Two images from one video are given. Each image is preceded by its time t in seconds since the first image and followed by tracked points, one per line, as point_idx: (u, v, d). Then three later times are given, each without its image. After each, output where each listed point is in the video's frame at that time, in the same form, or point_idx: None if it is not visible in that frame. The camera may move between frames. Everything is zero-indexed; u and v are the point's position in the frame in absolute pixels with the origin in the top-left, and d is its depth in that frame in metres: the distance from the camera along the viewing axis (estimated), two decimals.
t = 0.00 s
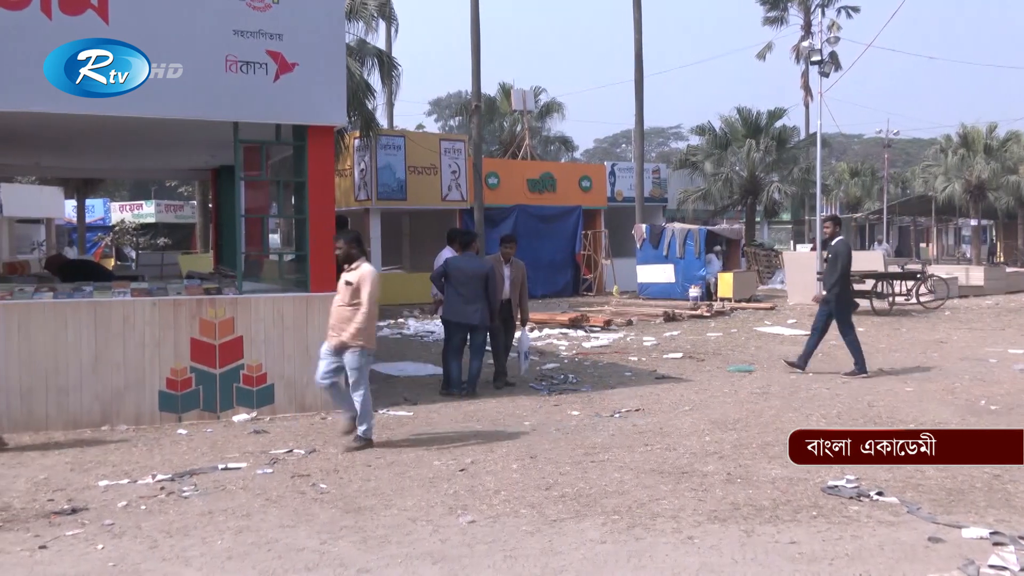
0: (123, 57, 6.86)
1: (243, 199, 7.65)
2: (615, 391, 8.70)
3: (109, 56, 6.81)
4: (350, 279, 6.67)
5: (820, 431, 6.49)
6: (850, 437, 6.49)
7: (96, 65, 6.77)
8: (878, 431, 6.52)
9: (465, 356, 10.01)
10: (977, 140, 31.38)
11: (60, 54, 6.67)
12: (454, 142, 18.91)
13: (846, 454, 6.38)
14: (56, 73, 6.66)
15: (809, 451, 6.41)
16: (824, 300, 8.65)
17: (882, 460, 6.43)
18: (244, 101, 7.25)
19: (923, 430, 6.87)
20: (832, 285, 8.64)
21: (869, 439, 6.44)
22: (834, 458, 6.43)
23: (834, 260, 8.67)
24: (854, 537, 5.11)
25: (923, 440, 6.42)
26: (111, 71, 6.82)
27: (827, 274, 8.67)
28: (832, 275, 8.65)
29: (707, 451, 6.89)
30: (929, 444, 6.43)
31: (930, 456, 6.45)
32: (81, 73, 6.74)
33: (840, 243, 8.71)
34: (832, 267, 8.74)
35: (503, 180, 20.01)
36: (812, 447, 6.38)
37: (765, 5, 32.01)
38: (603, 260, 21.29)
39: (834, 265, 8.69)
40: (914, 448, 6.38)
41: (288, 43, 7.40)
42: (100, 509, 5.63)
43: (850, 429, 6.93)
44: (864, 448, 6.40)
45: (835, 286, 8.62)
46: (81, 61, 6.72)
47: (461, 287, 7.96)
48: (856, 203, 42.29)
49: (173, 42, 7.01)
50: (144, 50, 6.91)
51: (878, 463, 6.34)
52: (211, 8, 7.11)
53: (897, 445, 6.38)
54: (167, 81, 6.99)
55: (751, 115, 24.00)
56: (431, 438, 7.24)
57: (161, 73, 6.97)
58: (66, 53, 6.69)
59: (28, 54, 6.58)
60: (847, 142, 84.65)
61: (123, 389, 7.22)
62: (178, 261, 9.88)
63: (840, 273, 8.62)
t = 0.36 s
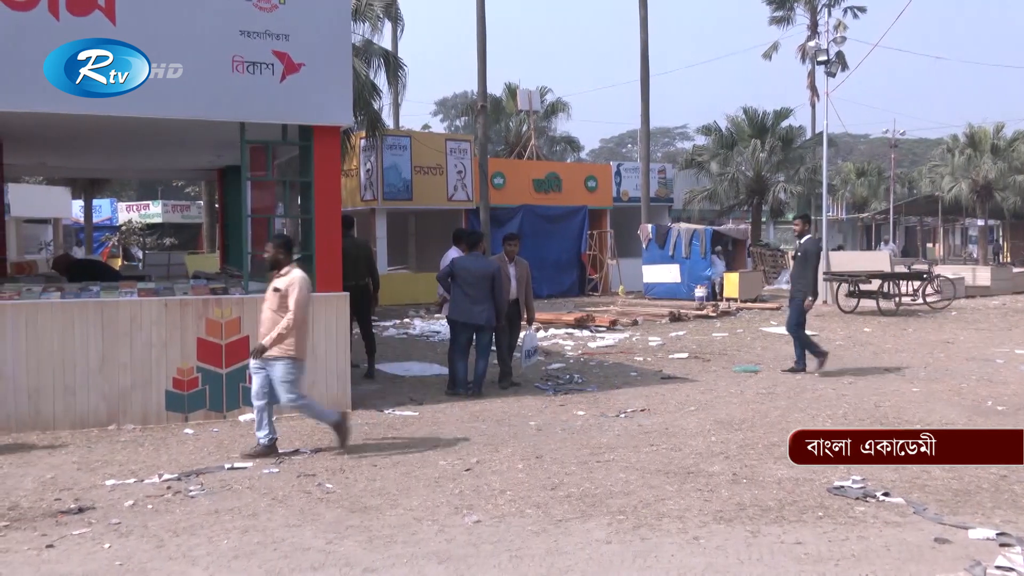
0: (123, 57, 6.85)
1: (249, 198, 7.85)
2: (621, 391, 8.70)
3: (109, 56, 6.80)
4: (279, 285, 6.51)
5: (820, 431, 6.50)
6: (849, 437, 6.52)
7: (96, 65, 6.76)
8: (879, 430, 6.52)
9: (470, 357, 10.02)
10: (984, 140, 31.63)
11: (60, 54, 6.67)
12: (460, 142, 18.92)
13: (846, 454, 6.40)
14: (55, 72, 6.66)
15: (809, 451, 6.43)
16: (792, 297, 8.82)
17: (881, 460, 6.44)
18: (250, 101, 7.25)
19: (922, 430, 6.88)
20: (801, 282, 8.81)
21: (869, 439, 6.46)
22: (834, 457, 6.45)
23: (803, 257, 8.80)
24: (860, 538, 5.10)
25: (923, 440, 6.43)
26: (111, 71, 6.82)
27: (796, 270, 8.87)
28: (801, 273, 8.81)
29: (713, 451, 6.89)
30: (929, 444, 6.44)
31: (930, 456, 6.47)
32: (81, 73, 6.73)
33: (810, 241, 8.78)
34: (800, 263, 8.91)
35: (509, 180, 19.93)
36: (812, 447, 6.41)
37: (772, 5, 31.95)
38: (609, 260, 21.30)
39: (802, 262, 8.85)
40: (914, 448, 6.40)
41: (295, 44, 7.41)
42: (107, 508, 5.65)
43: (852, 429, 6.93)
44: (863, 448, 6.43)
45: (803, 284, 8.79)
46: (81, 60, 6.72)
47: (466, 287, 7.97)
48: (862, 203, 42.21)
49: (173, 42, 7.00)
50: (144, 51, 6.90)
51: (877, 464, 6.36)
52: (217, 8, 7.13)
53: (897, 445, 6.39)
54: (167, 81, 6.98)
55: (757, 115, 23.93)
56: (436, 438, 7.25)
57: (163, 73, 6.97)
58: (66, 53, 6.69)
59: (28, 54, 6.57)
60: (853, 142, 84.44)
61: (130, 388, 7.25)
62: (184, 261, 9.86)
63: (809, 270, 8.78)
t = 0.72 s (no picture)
0: (123, 57, 6.88)
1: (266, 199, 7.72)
2: (636, 391, 8.70)
3: (109, 55, 6.83)
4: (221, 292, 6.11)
5: (820, 432, 6.64)
6: (849, 437, 6.65)
7: (96, 65, 6.79)
8: (879, 431, 6.65)
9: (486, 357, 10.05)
10: (1001, 140, 31.45)
11: (60, 54, 6.70)
12: (475, 142, 18.95)
13: (846, 454, 6.50)
14: (55, 72, 6.69)
15: (809, 451, 6.53)
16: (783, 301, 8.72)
17: (882, 460, 6.54)
18: (266, 102, 7.31)
19: (925, 431, 6.97)
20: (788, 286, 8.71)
21: (869, 439, 6.59)
22: (834, 458, 6.54)
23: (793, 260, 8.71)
24: (877, 539, 5.09)
25: (923, 440, 6.54)
26: (111, 71, 6.84)
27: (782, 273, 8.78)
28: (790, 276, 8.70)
29: (729, 452, 6.88)
30: (929, 445, 6.55)
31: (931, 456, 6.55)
32: (81, 73, 6.76)
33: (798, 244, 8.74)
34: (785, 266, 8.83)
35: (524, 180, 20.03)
36: (812, 447, 6.52)
37: (788, 4, 31.81)
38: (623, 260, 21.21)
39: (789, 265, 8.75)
40: (914, 448, 6.51)
41: (312, 45, 7.46)
42: (126, 505, 5.71)
43: (848, 429, 7.06)
44: (863, 448, 6.54)
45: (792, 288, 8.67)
46: (81, 60, 6.75)
47: (482, 287, 8.00)
48: (879, 204, 42.00)
49: (175, 42, 7.02)
50: (144, 50, 6.92)
51: (877, 463, 6.46)
52: (235, 10, 7.19)
53: (897, 445, 6.51)
54: (167, 81, 6.99)
55: (772, 115, 23.78)
56: (452, 437, 7.28)
57: (172, 74, 7.01)
58: (67, 53, 6.71)
59: (28, 54, 6.61)
60: (869, 142, 83.94)
61: (149, 387, 7.34)
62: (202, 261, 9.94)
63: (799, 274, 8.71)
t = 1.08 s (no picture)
0: (123, 57, 6.98)
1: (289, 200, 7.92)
2: (653, 391, 8.75)
3: (109, 56, 6.93)
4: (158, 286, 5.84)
5: (820, 432, 6.70)
6: (849, 437, 6.70)
7: (96, 65, 6.89)
8: (879, 432, 6.73)
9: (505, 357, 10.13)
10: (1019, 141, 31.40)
11: (60, 54, 6.81)
12: (494, 143, 19.00)
13: (846, 454, 6.53)
14: (55, 72, 6.80)
15: (809, 450, 6.58)
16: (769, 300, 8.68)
17: (881, 460, 6.60)
18: (288, 105, 7.44)
19: (926, 431, 7.05)
20: (779, 285, 8.64)
21: (869, 439, 6.66)
22: (834, 457, 6.59)
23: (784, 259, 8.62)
24: (895, 539, 5.13)
25: (923, 440, 6.61)
26: (112, 72, 6.94)
27: (774, 271, 8.68)
28: (781, 275, 8.63)
29: (745, 451, 6.93)
30: (929, 444, 6.62)
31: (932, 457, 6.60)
32: (80, 73, 6.86)
33: (789, 242, 8.67)
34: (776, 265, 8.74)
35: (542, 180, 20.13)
36: (812, 447, 6.57)
37: (805, 6, 31.71)
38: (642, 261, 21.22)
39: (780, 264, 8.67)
40: (914, 447, 6.58)
41: (333, 48, 7.58)
42: (151, 501, 5.83)
43: (849, 429, 7.13)
44: (863, 448, 6.59)
45: (784, 287, 8.60)
46: (81, 60, 6.85)
47: (501, 287, 8.08)
48: (896, 205, 41.83)
49: (193, 45, 7.14)
50: (143, 50, 7.01)
51: (878, 462, 6.51)
52: (258, 14, 7.32)
53: (897, 445, 6.59)
54: (167, 81, 7.08)
55: (789, 115, 23.88)
56: (471, 435, 7.37)
57: (185, 77, 7.13)
58: (66, 53, 6.82)
59: (28, 53, 6.72)
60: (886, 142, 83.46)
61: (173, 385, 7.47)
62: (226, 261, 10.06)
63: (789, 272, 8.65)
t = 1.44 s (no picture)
0: (123, 57, 7.19)
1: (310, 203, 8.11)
2: (663, 388, 8.97)
3: (109, 55, 7.14)
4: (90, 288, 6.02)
5: (821, 432, 6.78)
6: (850, 437, 6.77)
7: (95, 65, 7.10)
8: (878, 433, 6.84)
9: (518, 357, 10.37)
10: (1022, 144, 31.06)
11: (60, 54, 7.02)
12: (508, 148, 19.26)
13: (847, 454, 6.61)
14: (55, 73, 7.00)
15: (810, 451, 6.66)
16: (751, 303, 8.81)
17: (882, 460, 6.71)
18: (309, 111, 7.69)
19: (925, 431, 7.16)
20: (762, 288, 8.76)
21: (869, 440, 6.77)
22: (835, 458, 6.67)
23: (765, 263, 8.77)
24: (899, 533, 5.33)
25: (922, 441, 6.73)
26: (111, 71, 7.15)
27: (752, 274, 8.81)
28: (764, 278, 8.75)
29: (753, 447, 7.14)
30: (929, 444, 6.74)
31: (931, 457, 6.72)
32: (81, 73, 7.07)
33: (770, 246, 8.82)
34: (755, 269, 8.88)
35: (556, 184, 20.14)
36: (813, 447, 6.66)
37: (811, 13, 31.74)
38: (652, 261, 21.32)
39: (760, 268, 8.81)
40: (914, 448, 6.70)
41: (353, 56, 7.82)
42: (177, 494, 6.10)
43: (848, 429, 7.24)
44: (863, 448, 6.69)
45: (767, 290, 8.72)
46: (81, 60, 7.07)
47: (515, 288, 8.31)
48: (902, 207, 41.94)
49: (218, 53, 7.42)
50: (143, 51, 7.22)
51: (879, 462, 6.61)
52: (281, 23, 7.59)
53: (897, 445, 6.71)
54: (166, 80, 7.28)
55: (797, 120, 23.88)
56: (486, 431, 7.61)
57: (200, 81, 7.37)
58: (66, 53, 7.04)
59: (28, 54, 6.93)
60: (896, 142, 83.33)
61: (198, 382, 7.71)
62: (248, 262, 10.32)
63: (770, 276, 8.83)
